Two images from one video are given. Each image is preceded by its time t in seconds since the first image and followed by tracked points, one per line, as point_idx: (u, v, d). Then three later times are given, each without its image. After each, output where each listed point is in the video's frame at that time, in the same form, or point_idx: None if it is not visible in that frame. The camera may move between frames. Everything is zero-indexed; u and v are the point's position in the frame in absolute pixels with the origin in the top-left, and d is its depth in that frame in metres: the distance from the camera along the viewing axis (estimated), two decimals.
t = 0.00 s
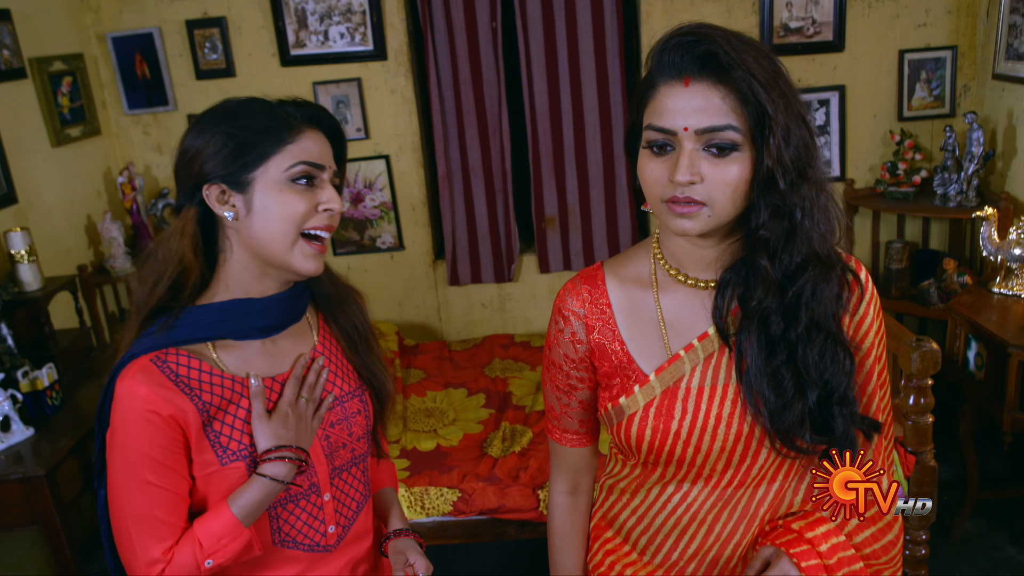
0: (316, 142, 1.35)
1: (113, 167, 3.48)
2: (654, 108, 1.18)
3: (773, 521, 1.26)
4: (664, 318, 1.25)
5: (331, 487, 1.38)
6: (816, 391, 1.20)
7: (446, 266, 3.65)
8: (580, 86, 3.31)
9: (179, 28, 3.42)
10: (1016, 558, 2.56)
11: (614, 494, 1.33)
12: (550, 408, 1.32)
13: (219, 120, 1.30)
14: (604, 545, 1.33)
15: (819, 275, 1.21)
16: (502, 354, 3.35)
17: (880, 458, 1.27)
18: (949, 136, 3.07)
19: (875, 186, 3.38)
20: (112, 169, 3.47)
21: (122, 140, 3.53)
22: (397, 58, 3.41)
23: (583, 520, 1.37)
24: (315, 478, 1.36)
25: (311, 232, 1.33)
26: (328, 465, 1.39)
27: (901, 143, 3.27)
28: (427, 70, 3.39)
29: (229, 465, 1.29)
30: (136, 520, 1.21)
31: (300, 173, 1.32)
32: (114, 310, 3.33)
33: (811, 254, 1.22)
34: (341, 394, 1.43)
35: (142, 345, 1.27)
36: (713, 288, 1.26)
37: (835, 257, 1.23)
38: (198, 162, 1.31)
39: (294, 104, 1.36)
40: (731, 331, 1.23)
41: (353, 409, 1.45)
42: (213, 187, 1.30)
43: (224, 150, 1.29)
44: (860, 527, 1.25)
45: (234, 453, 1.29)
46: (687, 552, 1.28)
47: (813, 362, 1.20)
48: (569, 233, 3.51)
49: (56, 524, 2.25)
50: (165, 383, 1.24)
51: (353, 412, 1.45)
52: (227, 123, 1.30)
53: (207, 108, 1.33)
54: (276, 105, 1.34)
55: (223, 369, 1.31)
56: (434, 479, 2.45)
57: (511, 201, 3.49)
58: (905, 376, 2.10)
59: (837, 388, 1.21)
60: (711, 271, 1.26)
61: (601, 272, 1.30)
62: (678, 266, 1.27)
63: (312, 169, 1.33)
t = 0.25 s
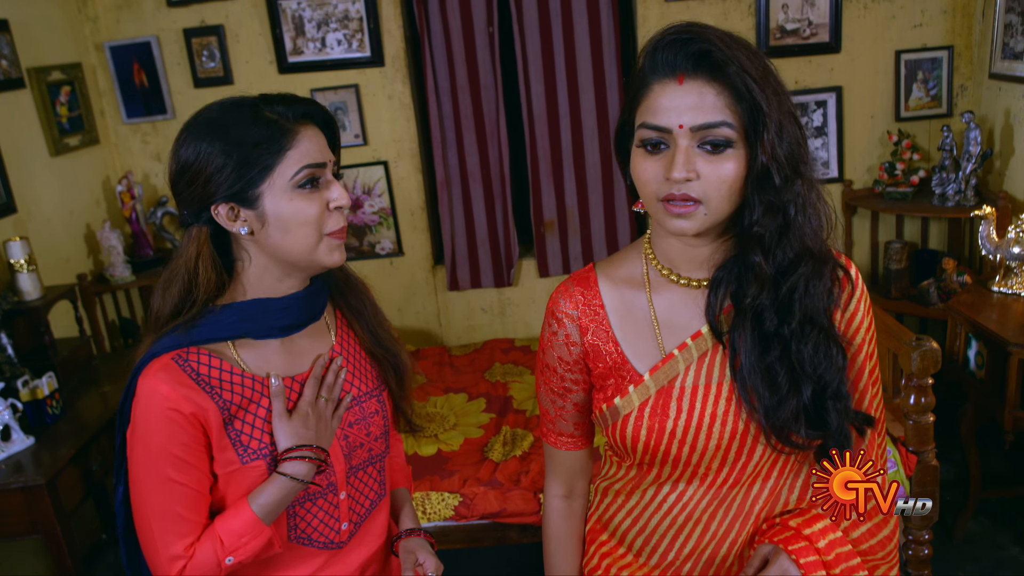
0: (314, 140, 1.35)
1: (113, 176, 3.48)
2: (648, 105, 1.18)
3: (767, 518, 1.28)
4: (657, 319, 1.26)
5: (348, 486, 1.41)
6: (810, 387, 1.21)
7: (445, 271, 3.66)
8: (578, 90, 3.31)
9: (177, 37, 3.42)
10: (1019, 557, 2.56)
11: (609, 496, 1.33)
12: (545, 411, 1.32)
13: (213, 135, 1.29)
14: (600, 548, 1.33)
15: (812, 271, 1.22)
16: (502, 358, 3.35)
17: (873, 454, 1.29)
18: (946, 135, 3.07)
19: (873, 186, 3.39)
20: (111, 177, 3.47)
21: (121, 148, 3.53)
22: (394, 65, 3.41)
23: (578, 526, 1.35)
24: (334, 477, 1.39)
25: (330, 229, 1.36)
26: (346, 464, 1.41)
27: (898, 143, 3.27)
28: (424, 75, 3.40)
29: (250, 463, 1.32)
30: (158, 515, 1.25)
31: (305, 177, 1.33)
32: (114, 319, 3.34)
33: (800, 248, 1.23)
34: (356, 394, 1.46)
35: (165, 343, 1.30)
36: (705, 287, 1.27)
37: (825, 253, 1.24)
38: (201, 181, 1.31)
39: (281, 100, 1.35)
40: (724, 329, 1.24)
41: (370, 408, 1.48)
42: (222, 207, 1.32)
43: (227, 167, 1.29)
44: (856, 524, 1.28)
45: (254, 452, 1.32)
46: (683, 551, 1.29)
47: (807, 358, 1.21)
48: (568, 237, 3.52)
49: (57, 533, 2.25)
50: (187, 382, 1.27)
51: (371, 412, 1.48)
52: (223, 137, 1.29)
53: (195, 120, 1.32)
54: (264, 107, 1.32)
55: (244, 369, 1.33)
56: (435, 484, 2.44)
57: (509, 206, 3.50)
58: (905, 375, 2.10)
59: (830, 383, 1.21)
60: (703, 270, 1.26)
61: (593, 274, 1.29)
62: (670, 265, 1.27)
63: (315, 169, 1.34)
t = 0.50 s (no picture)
0: (303, 137, 1.37)
1: (112, 184, 3.49)
2: (640, 103, 1.19)
3: (757, 518, 1.28)
4: (645, 321, 1.26)
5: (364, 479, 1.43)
6: (799, 384, 1.22)
7: (445, 276, 3.66)
8: (576, 94, 3.32)
9: (175, 45, 3.43)
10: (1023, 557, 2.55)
11: (598, 501, 1.34)
12: (534, 417, 1.32)
13: (203, 134, 1.31)
14: (590, 553, 1.33)
15: (800, 268, 1.23)
16: (503, 363, 3.35)
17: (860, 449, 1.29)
18: (944, 135, 3.07)
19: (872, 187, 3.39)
20: (110, 186, 3.48)
21: (119, 156, 3.54)
22: (392, 70, 3.42)
23: (568, 531, 1.36)
24: (350, 470, 1.41)
25: (321, 224, 1.36)
26: (361, 457, 1.43)
27: (896, 144, 3.27)
28: (422, 81, 3.40)
29: (267, 462, 1.33)
30: (181, 520, 1.26)
31: (294, 172, 1.34)
32: (114, 326, 3.33)
33: (785, 246, 1.25)
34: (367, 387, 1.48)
35: (175, 349, 1.33)
36: (693, 288, 1.27)
37: (811, 249, 1.26)
38: (193, 180, 1.33)
39: (269, 100, 1.37)
40: (712, 330, 1.24)
41: (382, 401, 1.50)
42: (214, 204, 1.34)
43: (217, 164, 1.31)
44: (847, 523, 1.28)
45: (270, 450, 1.34)
46: (674, 554, 1.29)
47: (795, 355, 1.22)
48: (567, 241, 3.52)
49: (57, 541, 2.24)
50: (200, 385, 1.28)
51: (383, 404, 1.50)
52: (213, 136, 1.31)
53: (186, 123, 1.34)
54: (253, 107, 1.35)
55: (251, 367, 1.35)
56: (436, 488, 2.44)
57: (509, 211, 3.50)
58: (906, 375, 2.10)
59: (818, 379, 1.22)
60: (691, 270, 1.27)
61: (580, 277, 1.30)
62: (658, 267, 1.28)
63: (304, 164, 1.35)
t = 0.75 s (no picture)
0: (306, 135, 1.37)
1: (112, 192, 3.50)
2: (634, 106, 1.19)
3: (749, 520, 1.31)
4: (633, 325, 1.27)
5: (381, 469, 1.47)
6: (789, 380, 1.24)
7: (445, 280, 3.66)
8: (575, 97, 3.32)
9: (174, 52, 3.44)
10: None
11: (588, 509, 1.35)
12: (522, 425, 1.33)
13: (209, 140, 1.32)
14: (582, 561, 1.35)
15: (787, 267, 1.26)
16: (505, 367, 3.34)
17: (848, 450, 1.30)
18: (944, 135, 3.07)
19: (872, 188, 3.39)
20: (110, 193, 3.48)
21: (120, 164, 3.55)
22: (391, 76, 3.43)
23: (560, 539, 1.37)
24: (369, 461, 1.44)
25: (332, 218, 1.38)
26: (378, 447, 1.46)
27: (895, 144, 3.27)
28: (422, 85, 3.41)
29: (291, 455, 1.36)
30: (210, 516, 1.26)
31: (301, 170, 1.35)
32: (116, 334, 3.34)
33: (774, 244, 1.28)
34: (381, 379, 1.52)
35: (195, 346, 1.33)
36: (681, 290, 1.28)
37: (797, 248, 1.29)
38: (203, 186, 1.33)
39: (271, 100, 1.37)
40: (701, 331, 1.25)
41: (395, 392, 1.54)
42: (226, 209, 1.35)
43: (226, 168, 1.32)
44: (838, 523, 1.31)
45: (294, 442, 1.36)
46: (667, 558, 1.31)
47: (785, 353, 1.24)
48: (568, 244, 3.52)
49: (60, 549, 2.24)
50: (225, 381, 1.29)
51: (396, 396, 1.53)
52: (219, 141, 1.32)
53: (190, 130, 1.35)
54: (254, 109, 1.35)
55: (269, 360, 1.36)
56: (439, 492, 2.44)
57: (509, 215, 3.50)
58: (908, 374, 2.10)
59: (807, 374, 1.24)
60: (679, 273, 1.28)
61: (566, 282, 1.30)
62: (645, 271, 1.29)
63: (310, 161, 1.36)
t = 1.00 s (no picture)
0: (318, 134, 1.37)
1: (116, 199, 3.51)
2: (627, 106, 1.19)
3: (743, 520, 1.34)
4: (624, 328, 1.29)
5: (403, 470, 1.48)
6: (782, 376, 1.27)
7: (449, 284, 3.66)
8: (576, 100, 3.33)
9: (177, 59, 3.45)
10: None
11: (584, 515, 1.38)
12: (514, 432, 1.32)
13: (222, 147, 1.32)
14: (580, 568, 1.38)
15: (779, 264, 1.28)
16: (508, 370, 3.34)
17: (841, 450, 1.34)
18: (946, 134, 3.07)
19: (875, 188, 3.38)
20: (114, 200, 3.50)
21: (123, 171, 3.56)
22: (393, 80, 3.43)
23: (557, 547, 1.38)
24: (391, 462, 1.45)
25: (349, 216, 1.38)
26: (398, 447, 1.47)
27: (898, 144, 3.27)
28: (423, 90, 3.41)
29: (320, 457, 1.36)
30: (255, 516, 1.26)
31: (315, 171, 1.35)
32: (120, 340, 3.35)
33: (766, 242, 1.31)
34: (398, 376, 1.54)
35: (218, 349, 1.34)
36: (672, 291, 1.31)
37: (787, 244, 1.32)
38: (222, 193, 1.34)
39: (279, 103, 1.37)
40: (693, 330, 1.28)
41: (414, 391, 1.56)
42: (245, 215, 1.36)
43: (242, 174, 1.32)
44: (831, 520, 1.35)
45: (321, 443, 1.37)
46: (665, 561, 1.35)
47: (779, 349, 1.27)
48: (570, 247, 3.52)
49: (65, 555, 2.25)
50: (249, 380, 1.30)
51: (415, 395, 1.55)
52: (231, 147, 1.32)
53: (204, 138, 1.35)
54: (264, 113, 1.36)
55: (296, 364, 1.38)
56: (443, 495, 2.44)
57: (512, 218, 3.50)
58: (912, 373, 2.10)
59: (800, 370, 1.27)
60: (669, 275, 1.30)
61: (555, 287, 1.31)
62: (635, 273, 1.30)
63: (323, 161, 1.36)
